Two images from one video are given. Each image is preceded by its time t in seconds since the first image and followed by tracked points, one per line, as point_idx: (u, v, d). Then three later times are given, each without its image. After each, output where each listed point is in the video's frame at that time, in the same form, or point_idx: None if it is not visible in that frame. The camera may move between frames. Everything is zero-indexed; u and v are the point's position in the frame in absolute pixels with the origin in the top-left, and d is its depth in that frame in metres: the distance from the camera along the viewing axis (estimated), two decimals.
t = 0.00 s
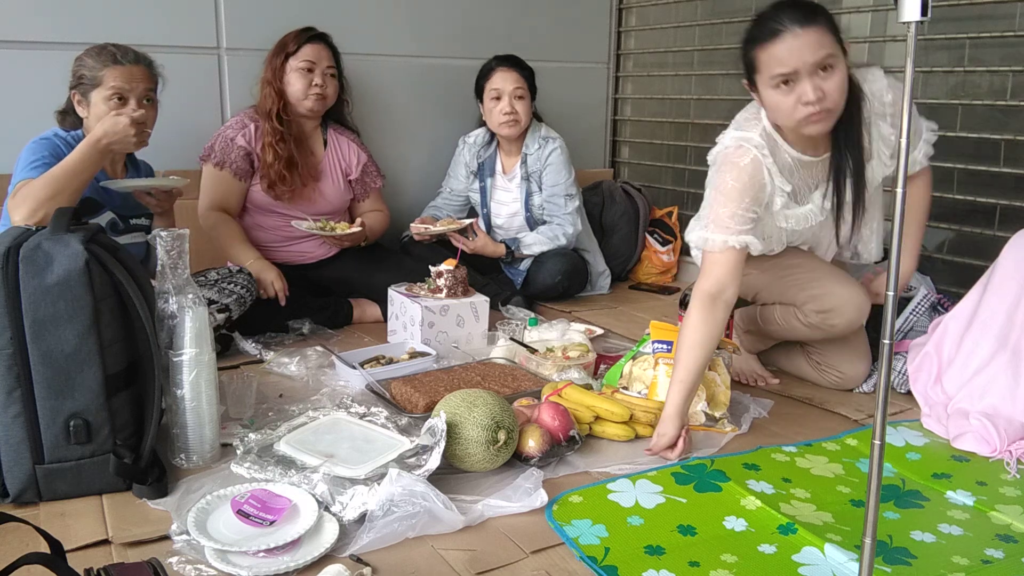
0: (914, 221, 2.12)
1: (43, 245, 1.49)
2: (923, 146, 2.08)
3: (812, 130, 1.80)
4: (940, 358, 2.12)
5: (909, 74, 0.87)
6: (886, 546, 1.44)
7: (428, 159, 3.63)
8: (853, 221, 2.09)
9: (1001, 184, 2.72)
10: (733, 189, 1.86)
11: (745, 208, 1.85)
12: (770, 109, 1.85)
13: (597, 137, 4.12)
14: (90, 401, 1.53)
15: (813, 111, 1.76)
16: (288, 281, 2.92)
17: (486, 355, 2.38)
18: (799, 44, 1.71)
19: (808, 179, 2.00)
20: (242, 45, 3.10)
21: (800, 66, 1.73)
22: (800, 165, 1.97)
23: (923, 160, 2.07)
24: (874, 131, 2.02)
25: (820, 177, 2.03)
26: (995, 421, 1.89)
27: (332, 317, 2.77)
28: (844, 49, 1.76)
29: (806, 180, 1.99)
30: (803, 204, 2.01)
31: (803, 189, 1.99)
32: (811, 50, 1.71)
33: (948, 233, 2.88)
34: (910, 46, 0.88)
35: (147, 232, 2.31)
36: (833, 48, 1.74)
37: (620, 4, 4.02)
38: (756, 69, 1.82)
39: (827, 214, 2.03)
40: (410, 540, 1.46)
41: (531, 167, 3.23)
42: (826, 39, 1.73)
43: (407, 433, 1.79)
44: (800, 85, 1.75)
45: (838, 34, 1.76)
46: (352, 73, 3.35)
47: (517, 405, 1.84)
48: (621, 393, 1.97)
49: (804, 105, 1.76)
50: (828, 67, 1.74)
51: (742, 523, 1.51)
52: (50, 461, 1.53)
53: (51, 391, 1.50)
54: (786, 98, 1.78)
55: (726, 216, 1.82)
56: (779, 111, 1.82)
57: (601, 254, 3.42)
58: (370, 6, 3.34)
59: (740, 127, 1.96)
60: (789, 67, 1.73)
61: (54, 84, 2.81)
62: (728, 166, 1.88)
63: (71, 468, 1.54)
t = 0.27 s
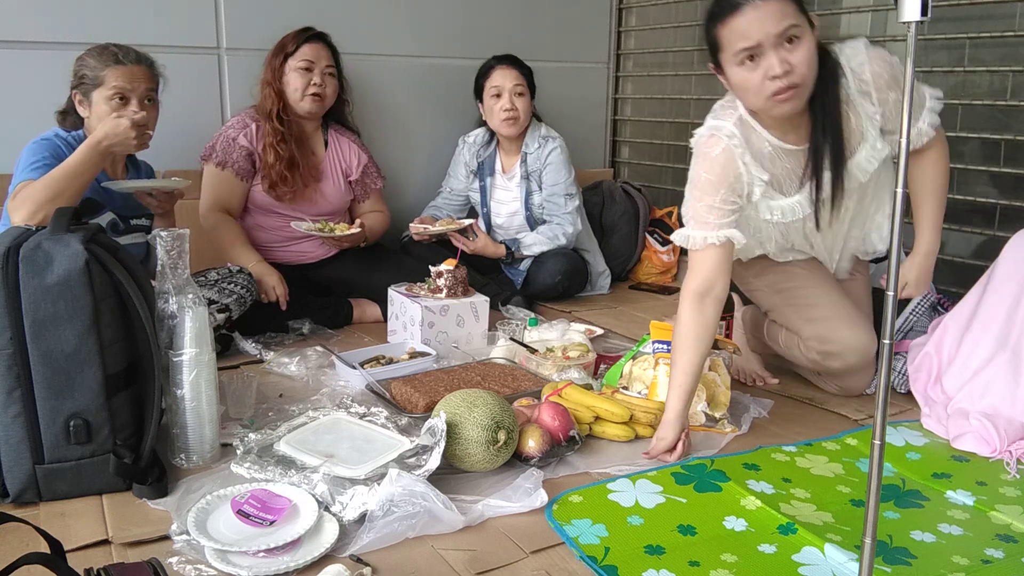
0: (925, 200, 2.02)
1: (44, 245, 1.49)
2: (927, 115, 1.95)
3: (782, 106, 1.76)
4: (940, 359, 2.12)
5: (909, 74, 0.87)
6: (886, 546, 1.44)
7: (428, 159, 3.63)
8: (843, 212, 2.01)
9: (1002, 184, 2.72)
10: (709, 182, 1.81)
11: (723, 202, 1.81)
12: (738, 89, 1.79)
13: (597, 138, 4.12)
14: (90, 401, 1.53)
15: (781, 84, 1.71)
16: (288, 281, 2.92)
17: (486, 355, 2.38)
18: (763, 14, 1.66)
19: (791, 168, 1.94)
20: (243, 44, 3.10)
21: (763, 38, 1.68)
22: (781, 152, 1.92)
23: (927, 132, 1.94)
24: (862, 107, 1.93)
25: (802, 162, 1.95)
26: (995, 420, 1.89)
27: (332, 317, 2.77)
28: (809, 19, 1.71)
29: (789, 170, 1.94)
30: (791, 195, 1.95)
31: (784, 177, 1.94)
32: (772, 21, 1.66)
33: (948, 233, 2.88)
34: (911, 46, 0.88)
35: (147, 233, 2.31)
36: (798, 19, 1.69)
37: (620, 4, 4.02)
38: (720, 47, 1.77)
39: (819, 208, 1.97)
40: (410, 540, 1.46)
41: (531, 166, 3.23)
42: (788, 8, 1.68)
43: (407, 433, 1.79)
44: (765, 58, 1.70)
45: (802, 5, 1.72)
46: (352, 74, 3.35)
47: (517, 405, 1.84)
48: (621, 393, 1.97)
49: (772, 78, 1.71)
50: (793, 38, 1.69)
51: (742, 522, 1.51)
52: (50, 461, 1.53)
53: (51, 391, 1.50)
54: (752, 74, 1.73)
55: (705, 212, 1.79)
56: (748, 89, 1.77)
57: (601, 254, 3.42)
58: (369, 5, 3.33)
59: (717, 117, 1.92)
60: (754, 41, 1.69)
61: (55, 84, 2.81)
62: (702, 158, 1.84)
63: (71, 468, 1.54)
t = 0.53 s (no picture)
0: (930, 153, 1.83)
1: (44, 245, 1.49)
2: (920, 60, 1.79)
3: (753, 85, 1.57)
4: (940, 359, 2.12)
5: (910, 74, 0.87)
6: (886, 546, 1.44)
7: (428, 159, 3.64)
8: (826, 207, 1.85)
9: (1002, 184, 2.72)
10: (690, 184, 1.80)
11: (706, 200, 1.80)
12: (705, 72, 1.62)
13: (597, 138, 4.12)
14: (90, 401, 1.53)
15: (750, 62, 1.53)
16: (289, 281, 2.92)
17: (486, 354, 2.38)
18: None
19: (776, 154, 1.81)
20: (243, 44, 3.10)
21: (723, 15, 1.50)
22: (765, 140, 1.80)
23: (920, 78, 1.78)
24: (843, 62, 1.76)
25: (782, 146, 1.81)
26: (995, 420, 1.89)
27: (332, 317, 2.77)
28: None
29: (774, 154, 1.81)
30: (778, 181, 1.81)
31: (768, 160, 1.81)
32: None
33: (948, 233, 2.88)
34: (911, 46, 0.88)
35: (147, 233, 2.31)
36: None
37: (620, 4, 4.02)
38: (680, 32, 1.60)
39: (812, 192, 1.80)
40: (410, 540, 1.46)
41: (531, 166, 3.23)
42: None
43: (407, 433, 1.79)
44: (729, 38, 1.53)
45: None
46: (352, 73, 3.35)
47: (517, 405, 1.84)
48: (621, 393, 1.97)
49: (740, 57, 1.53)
50: (757, 14, 1.52)
51: (742, 522, 1.51)
52: (50, 461, 1.53)
53: (51, 391, 1.50)
54: (716, 55, 1.56)
55: (690, 217, 1.79)
56: (715, 71, 1.60)
57: (601, 254, 3.42)
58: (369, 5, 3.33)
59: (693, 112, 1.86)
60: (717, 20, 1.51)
61: (56, 84, 2.82)
62: (682, 160, 1.81)
63: (71, 468, 1.54)
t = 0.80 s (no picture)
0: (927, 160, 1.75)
1: (44, 245, 1.49)
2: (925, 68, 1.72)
3: (739, 85, 1.53)
4: (941, 359, 2.12)
5: (910, 75, 0.87)
6: (886, 546, 1.44)
7: (428, 159, 3.64)
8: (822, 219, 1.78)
9: (1002, 184, 2.72)
10: (678, 185, 1.79)
11: (695, 200, 1.78)
12: (690, 71, 1.59)
13: (597, 137, 4.12)
14: (90, 401, 1.53)
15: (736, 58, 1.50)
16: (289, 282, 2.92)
17: (486, 355, 2.38)
18: None
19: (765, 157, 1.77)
20: (243, 44, 3.09)
21: (708, 11, 1.48)
22: (750, 144, 1.76)
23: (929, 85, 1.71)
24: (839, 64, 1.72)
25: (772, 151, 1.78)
26: (995, 420, 1.89)
27: (332, 317, 2.77)
28: None
29: (760, 157, 1.77)
30: (763, 185, 1.77)
31: (754, 165, 1.77)
32: None
33: (948, 233, 2.88)
34: (912, 47, 0.88)
35: (148, 232, 2.31)
36: None
37: (620, 4, 4.01)
38: (665, 31, 1.58)
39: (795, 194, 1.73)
40: (410, 540, 1.46)
41: (530, 167, 3.23)
42: None
43: (407, 433, 1.79)
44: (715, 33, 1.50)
45: None
46: (352, 73, 3.35)
47: (517, 405, 1.84)
48: (621, 393, 1.97)
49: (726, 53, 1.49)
50: (744, 7, 1.49)
51: (742, 522, 1.51)
52: (50, 461, 1.53)
53: (51, 391, 1.50)
54: (702, 53, 1.52)
55: (679, 220, 1.79)
56: (701, 69, 1.57)
57: (601, 254, 3.42)
58: (369, 5, 3.33)
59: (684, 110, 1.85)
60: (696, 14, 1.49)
61: (57, 84, 2.82)
62: (670, 161, 1.81)
63: (71, 468, 1.54)
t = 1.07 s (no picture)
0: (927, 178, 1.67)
1: (44, 245, 1.49)
2: (929, 98, 1.63)
3: (739, 88, 1.53)
4: (941, 359, 2.12)
5: (911, 75, 0.87)
6: (886, 546, 1.44)
7: (428, 159, 3.63)
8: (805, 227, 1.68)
9: (1002, 184, 2.72)
10: (674, 183, 1.81)
11: (693, 199, 1.78)
12: (689, 71, 1.59)
13: (597, 137, 4.12)
14: (90, 401, 1.53)
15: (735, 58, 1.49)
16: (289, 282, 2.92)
17: (486, 355, 2.38)
18: None
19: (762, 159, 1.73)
20: (243, 44, 3.09)
21: (707, 8, 1.48)
22: (739, 148, 1.74)
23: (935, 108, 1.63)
24: (835, 74, 1.65)
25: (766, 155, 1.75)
26: (996, 420, 1.88)
27: (332, 317, 2.77)
28: None
29: (750, 162, 1.74)
30: (753, 189, 1.73)
31: (747, 169, 1.74)
32: None
33: (948, 233, 2.88)
34: (912, 46, 0.88)
35: (148, 232, 2.31)
36: None
37: (620, 4, 4.01)
38: (664, 29, 1.58)
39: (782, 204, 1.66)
40: (410, 540, 1.46)
41: (528, 168, 3.22)
42: None
43: (407, 433, 1.79)
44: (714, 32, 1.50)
45: None
46: (351, 73, 3.35)
47: (517, 405, 1.84)
48: (621, 393, 1.97)
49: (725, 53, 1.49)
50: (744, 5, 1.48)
51: (742, 522, 1.51)
52: (50, 461, 1.53)
53: (51, 391, 1.50)
54: (701, 51, 1.52)
55: (679, 220, 1.80)
56: (700, 68, 1.56)
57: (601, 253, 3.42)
58: (369, 5, 3.33)
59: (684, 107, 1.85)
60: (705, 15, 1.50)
61: (57, 84, 2.82)
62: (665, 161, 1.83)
63: (71, 468, 1.54)
